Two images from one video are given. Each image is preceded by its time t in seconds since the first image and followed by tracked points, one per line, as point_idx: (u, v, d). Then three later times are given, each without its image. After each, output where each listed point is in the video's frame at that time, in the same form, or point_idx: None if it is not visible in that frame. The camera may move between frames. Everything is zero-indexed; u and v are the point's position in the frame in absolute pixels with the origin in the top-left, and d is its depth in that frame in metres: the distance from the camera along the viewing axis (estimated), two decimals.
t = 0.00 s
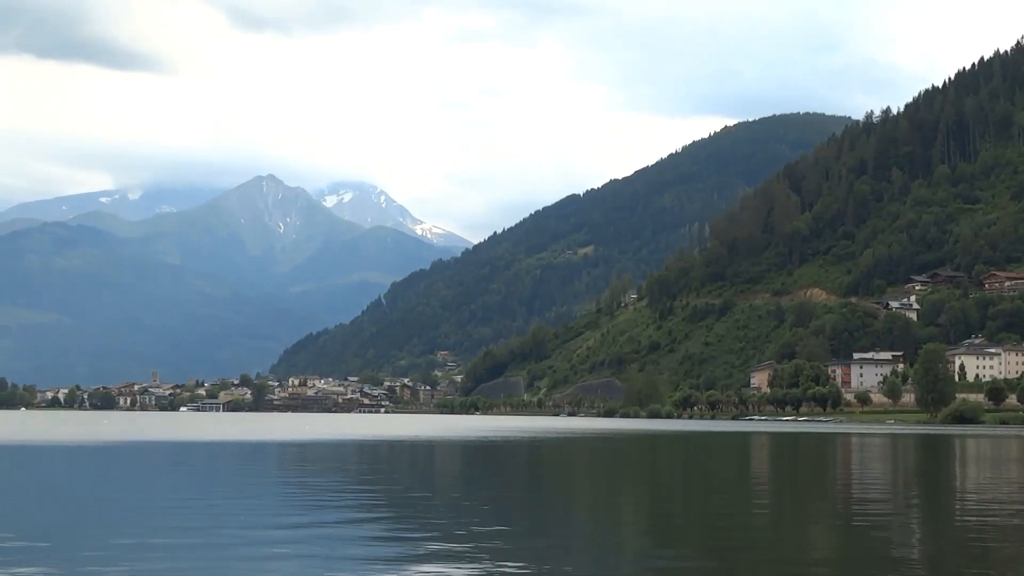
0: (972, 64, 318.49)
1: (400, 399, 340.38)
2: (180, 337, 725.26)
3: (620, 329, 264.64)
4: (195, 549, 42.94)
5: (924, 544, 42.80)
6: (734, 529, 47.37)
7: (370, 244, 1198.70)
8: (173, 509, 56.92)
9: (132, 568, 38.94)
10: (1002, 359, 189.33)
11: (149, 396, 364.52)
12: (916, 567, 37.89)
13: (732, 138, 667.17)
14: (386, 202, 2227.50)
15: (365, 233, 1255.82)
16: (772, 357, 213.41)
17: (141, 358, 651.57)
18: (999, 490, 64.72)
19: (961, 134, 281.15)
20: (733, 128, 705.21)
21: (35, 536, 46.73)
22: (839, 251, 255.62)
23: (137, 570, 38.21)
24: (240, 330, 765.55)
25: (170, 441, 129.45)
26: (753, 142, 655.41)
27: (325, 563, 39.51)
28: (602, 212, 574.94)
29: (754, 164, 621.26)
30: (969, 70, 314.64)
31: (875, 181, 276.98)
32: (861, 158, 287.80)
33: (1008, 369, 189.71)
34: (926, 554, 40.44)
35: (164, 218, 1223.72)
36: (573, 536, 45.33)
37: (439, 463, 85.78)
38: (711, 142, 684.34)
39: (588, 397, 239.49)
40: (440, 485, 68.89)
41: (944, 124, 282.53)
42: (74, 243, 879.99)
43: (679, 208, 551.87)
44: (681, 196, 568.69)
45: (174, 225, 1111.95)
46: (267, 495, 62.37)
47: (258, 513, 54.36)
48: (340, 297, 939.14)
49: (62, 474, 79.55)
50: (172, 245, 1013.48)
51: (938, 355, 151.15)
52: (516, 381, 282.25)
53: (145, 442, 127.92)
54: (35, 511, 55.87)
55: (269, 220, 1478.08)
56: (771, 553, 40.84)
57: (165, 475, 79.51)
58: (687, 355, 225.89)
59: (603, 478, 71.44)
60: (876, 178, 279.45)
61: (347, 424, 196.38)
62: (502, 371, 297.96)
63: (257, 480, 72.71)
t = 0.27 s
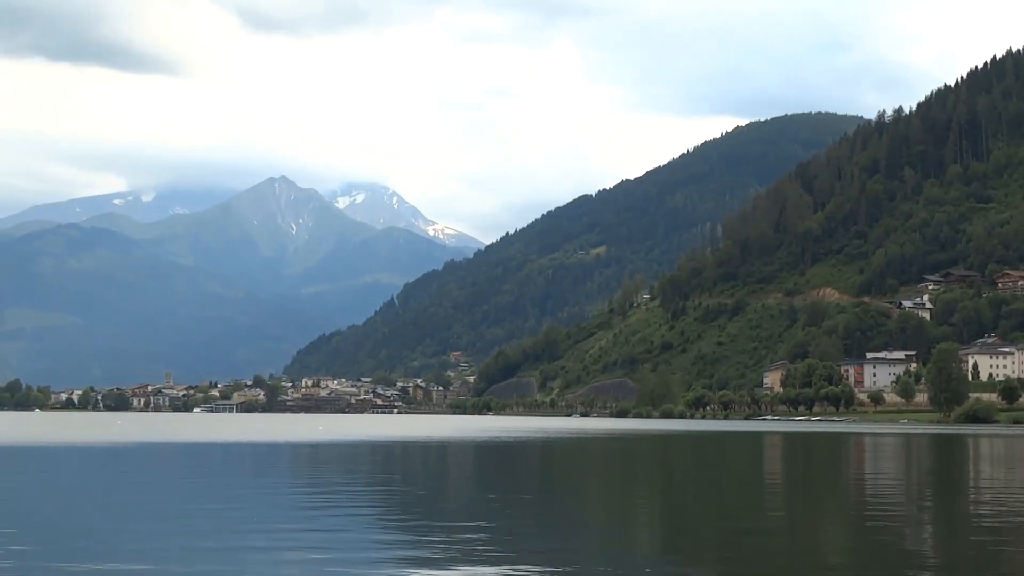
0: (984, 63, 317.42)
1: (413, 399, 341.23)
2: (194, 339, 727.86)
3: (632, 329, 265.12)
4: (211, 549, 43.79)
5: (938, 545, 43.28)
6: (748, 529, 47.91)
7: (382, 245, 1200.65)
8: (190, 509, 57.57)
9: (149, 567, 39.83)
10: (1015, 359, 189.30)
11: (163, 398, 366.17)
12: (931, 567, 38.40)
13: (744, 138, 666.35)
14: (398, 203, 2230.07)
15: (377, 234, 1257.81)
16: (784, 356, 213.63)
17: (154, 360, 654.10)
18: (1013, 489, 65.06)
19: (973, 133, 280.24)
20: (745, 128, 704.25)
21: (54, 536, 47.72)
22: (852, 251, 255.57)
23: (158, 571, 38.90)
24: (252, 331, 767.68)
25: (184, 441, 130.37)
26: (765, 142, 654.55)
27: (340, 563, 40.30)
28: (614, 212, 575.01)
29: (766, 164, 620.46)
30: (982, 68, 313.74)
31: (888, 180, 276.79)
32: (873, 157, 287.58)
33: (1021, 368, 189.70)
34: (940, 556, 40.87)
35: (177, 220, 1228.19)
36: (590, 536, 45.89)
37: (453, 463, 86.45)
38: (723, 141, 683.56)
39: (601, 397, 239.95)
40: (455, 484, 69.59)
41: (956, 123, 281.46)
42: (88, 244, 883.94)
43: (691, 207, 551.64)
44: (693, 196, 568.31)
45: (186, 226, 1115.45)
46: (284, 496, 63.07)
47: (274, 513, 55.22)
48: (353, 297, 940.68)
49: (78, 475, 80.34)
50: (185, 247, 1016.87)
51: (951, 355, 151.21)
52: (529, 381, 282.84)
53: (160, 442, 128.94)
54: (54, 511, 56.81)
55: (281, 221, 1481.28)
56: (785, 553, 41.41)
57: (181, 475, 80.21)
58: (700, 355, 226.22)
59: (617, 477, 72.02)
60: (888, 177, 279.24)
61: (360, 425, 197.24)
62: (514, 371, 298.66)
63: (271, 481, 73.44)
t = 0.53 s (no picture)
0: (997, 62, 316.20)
1: (425, 400, 341.58)
2: (207, 340, 730.52)
3: (644, 329, 265.17)
4: (225, 548, 44.42)
5: (951, 546, 43.46)
6: (760, 528, 48.21)
7: (394, 246, 1200.75)
8: (203, 510, 58.02)
9: (161, 566, 40.49)
10: None
11: (176, 399, 367.42)
12: (944, 566, 38.86)
13: (757, 138, 664.54)
14: (410, 203, 2233.12)
15: (390, 235, 1258.71)
16: (797, 357, 213.48)
17: (167, 361, 655.70)
18: None
19: (985, 132, 279.10)
20: (758, 128, 702.32)
21: (69, 535, 48.41)
22: (864, 251, 255.02)
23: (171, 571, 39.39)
24: (265, 333, 769.14)
25: (195, 443, 130.47)
26: (777, 142, 652.70)
27: (350, 562, 40.81)
28: (626, 213, 574.53)
29: (779, 164, 618.71)
30: (995, 67, 312.37)
31: (900, 181, 276.13)
32: (886, 157, 287.04)
33: None
34: (954, 555, 41.16)
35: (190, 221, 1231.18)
36: (603, 535, 46.32)
37: (464, 464, 86.78)
38: (736, 141, 681.93)
39: (614, 398, 240.00)
40: (468, 484, 70.04)
41: (968, 121, 280.39)
42: (101, 245, 887.38)
43: (703, 208, 550.88)
44: (705, 197, 567.28)
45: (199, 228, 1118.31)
46: (295, 497, 63.41)
47: (286, 513, 55.79)
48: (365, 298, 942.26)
49: (94, 476, 80.98)
50: (197, 248, 1019.23)
51: (964, 355, 150.94)
52: (541, 382, 282.84)
53: (174, 443, 129.39)
54: (69, 512, 57.51)
55: (294, 222, 1483.37)
56: (798, 552, 41.87)
57: (195, 476, 80.75)
58: (712, 356, 226.09)
59: (631, 478, 72.29)
60: (901, 177, 278.55)
61: (371, 425, 197.72)
62: (527, 372, 298.89)
63: (284, 482, 73.74)
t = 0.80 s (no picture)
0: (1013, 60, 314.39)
1: (440, 401, 341.74)
2: (222, 342, 732.71)
3: (659, 329, 264.91)
4: (239, 549, 44.87)
5: (967, 545, 43.48)
6: (775, 529, 48.23)
7: (408, 247, 1201.06)
8: (219, 511, 58.38)
9: (177, 567, 40.89)
10: None
11: (191, 400, 368.64)
12: (959, 565, 38.89)
13: (771, 138, 662.50)
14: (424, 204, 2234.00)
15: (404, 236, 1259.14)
16: (812, 357, 213.09)
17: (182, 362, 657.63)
18: None
19: (1000, 131, 277.68)
20: (772, 128, 700.20)
21: (86, 535, 48.86)
22: (879, 251, 254.25)
23: (187, 571, 39.79)
24: (279, 334, 770.48)
25: (210, 444, 130.73)
26: (792, 142, 650.53)
27: (363, 562, 41.15)
28: (640, 213, 573.77)
29: (793, 164, 616.65)
30: (1011, 66, 310.74)
31: (915, 180, 275.19)
32: (901, 157, 286.02)
33: None
34: (969, 554, 41.19)
35: (205, 223, 1234.30)
36: (618, 536, 46.49)
37: (479, 464, 86.94)
38: (750, 141, 679.96)
39: (628, 398, 239.90)
40: (483, 485, 70.20)
41: (983, 120, 279.12)
42: (116, 247, 890.62)
43: (717, 208, 549.64)
44: (719, 197, 565.94)
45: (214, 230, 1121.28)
46: (312, 498, 63.73)
47: (302, 514, 56.19)
48: (380, 299, 943.37)
49: (110, 477, 81.38)
50: (212, 250, 1021.85)
51: (979, 354, 150.41)
52: (556, 383, 282.70)
53: (190, 444, 129.99)
54: (85, 513, 58.01)
55: (308, 223, 1485.58)
56: (812, 553, 41.96)
57: (213, 476, 81.19)
58: (727, 356, 225.80)
59: (646, 478, 72.36)
60: (915, 177, 277.57)
61: (386, 425, 198.12)
62: (541, 372, 298.94)
63: (299, 483, 73.97)
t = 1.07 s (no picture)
0: None
1: (454, 402, 340.95)
2: (237, 343, 733.66)
3: (673, 330, 263.66)
4: (243, 550, 44.17)
5: (984, 546, 42.52)
6: (787, 530, 47.34)
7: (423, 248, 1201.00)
8: (225, 512, 57.65)
9: (169, 566, 40.40)
10: None
11: (206, 401, 368.99)
12: (976, 565, 37.92)
13: (786, 138, 659.37)
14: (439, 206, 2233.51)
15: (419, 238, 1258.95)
16: (827, 357, 211.57)
17: (197, 363, 658.72)
18: None
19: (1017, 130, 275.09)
20: (788, 128, 696.86)
21: (86, 536, 48.31)
22: (895, 250, 252.36)
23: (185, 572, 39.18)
24: (294, 335, 770.88)
25: (222, 445, 130.06)
26: (808, 142, 647.20)
27: (362, 564, 40.55)
28: (655, 214, 571.88)
29: (809, 165, 613.43)
30: None
31: (931, 179, 273.16)
32: (917, 156, 283.84)
33: None
34: (986, 556, 40.24)
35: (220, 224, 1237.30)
36: (628, 537, 45.65)
37: (491, 466, 86.12)
38: (766, 142, 676.93)
39: (643, 399, 238.74)
40: (494, 487, 69.40)
41: (1000, 119, 276.66)
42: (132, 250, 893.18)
43: (732, 209, 547.32)
44: (734, 198, 563.61)
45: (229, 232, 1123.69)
46: (319, 499, 62.99)
47: (307, 515, 55.43)
48: (395, 300, 943.42)
49: (119, 479, 80.78)
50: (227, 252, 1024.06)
51: (996, 355, 148.89)
52: (570, 384, 281.54)
53: (203, 446, 129.56)
54: (86, 514, 57.48)
55: (324, 224, 1487.48)
56: (825, 553, 41.04)
57: (223, 478, 80.52)
58: (742, 356, 224.42)
59: (659, 480, 71.42)
60: (931, 176, 275.42)
61: (400, 426, 197.47)
62: (556, 373, 297.98)
63: (309, 485, 73.23)
